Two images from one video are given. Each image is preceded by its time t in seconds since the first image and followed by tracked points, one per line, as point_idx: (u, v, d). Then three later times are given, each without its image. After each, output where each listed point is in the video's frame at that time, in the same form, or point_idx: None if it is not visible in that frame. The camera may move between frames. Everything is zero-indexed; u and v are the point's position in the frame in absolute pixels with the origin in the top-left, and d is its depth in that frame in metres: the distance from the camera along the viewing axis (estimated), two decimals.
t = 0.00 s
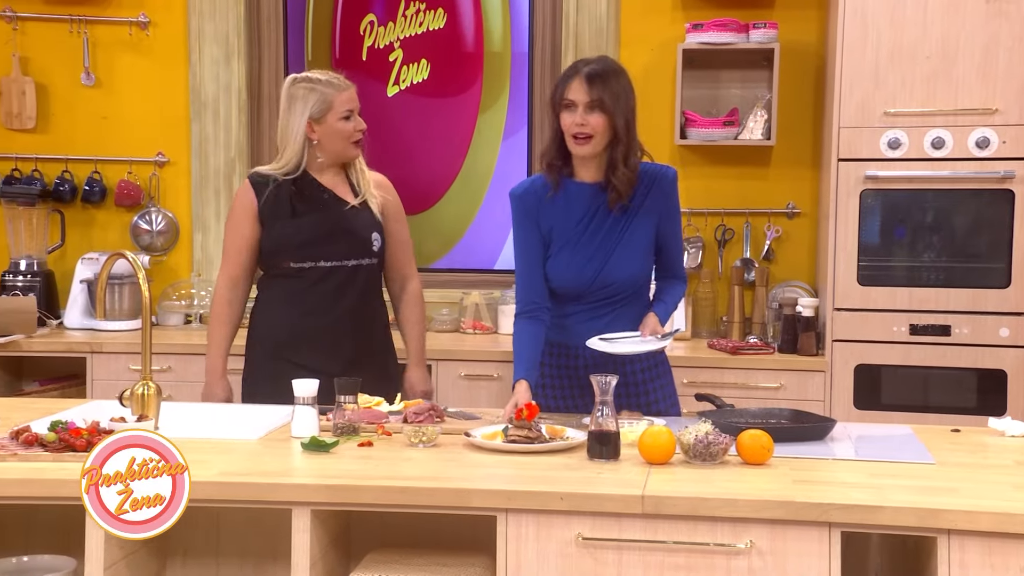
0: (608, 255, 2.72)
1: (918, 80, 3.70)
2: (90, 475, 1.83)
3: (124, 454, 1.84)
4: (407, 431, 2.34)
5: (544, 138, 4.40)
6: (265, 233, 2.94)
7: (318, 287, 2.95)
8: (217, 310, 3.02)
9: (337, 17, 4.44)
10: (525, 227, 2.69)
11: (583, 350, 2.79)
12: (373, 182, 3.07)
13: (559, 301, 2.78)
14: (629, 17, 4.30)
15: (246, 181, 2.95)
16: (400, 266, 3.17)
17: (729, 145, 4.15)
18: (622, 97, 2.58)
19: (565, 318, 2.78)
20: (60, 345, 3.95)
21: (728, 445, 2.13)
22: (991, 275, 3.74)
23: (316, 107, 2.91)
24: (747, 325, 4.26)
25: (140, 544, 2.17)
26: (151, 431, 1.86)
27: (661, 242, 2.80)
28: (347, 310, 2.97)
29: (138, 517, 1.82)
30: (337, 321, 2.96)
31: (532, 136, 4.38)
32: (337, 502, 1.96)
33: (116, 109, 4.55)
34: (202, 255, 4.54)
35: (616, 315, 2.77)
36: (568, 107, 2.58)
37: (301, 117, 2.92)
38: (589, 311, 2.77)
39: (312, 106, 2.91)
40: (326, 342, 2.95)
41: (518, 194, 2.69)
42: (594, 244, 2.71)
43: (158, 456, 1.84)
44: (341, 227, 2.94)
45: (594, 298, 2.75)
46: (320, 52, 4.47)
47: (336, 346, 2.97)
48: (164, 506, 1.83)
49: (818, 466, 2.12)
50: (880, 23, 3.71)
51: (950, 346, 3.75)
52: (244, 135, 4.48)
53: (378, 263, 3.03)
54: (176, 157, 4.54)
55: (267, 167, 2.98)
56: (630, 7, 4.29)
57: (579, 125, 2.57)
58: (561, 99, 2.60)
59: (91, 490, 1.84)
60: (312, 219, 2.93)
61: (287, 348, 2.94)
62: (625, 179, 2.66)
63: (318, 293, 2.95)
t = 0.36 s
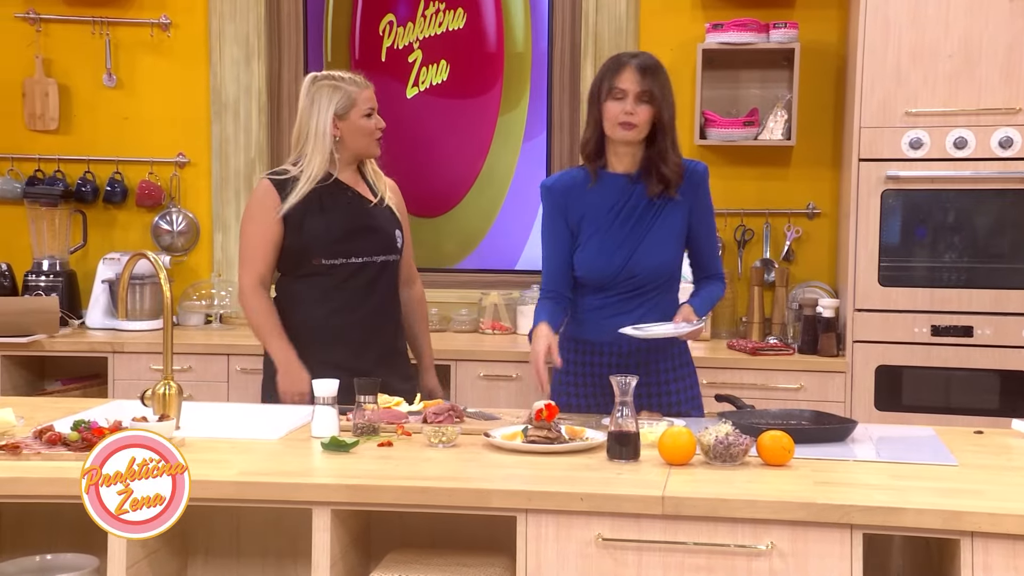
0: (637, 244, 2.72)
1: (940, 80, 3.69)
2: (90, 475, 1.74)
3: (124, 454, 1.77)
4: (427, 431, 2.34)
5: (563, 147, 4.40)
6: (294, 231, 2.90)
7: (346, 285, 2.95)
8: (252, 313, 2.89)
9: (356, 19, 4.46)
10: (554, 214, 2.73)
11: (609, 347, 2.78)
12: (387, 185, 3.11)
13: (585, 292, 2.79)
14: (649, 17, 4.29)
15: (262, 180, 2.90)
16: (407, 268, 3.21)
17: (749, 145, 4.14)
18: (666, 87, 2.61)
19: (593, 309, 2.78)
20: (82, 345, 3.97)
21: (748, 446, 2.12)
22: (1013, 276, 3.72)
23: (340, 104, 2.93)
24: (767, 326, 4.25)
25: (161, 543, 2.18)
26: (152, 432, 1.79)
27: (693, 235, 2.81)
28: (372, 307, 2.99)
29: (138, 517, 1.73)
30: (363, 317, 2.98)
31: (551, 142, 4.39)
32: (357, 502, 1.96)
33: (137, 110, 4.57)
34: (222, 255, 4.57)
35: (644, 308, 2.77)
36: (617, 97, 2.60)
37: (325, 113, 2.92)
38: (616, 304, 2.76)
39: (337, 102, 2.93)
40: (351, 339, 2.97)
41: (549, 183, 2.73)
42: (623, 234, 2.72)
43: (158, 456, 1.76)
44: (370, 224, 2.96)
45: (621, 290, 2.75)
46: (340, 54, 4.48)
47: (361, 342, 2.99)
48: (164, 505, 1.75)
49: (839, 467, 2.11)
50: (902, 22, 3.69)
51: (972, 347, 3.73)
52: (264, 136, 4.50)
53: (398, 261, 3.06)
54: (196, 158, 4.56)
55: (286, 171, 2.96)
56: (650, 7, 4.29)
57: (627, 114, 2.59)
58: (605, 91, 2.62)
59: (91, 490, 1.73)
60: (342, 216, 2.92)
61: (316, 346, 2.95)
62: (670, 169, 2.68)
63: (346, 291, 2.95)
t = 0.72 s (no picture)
0: (654, 234, 2.77)
1: (957, 80, 3.67)
2: (90, 475, 1.77)
3: (124, 454, 1.79)
4: (441, 431, 2.34)
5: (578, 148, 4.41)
6: (307, 231, 2.91)
7: (360, 284, 2.96)
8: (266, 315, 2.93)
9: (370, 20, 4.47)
10: (570, 208, 2.87)
11: (627, 345, 2.79)
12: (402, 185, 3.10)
13: (606, 286, 2.84)
14: (664, 17, 4.29)
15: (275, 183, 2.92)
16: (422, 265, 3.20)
17: (764, 145, 4.13)
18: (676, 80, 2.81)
19: (612, 302, 2.82)
20: (99, 345, 3.99)
21: (764, 447, 2.12)
22: None
23: (335, 104, 2.90)
24: (782, 327, 4.23)
25: (177, 542, 2.18)
26: (152, 432, 1.81)
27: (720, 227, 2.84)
28: (386, 306, 2.99)
29: (139, 517, 1.76)
30: (377, 317, 2.98)
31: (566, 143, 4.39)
32: (372, 502, 1.97)
33: (154, 111, 4.59)
34: (237, 255, 4.58)
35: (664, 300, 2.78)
36: (634, 87, 2.75)
37: (321, 113, 2.91)
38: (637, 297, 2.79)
39: (332, 102, 2.90)
40: (365, 340, 2.97)
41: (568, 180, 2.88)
42: (640, 224, 2.78)
43: (159, 456, 1.78)
44: (380, 223, 2.96)
45: (642, 280, 2.79)
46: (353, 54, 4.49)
47: (374, 342, 2.98)
48: (165, 505, 1.77)
49: (855, 468, 2.10)
50: (918, 21, 3.68)
51: (989, 348, 3.71)
52: (279, 136, 4.51)
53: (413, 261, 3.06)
54: (212, 158, 4.58)
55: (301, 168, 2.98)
56: (665, 7, 4.28)
57: (647, 100, 2.73)
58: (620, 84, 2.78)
59: (91, 490, 1.76)
60: (353, 216, 2.93)
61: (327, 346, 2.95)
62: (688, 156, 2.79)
63: (360, 290, 2.96)
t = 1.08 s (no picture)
0: (663, 233, 2.77)
1: (967, 80, 3.66)
2: (90, 475, 1.78)
3: (124, 454, 1.81)
4: (450, 432, 2.34)
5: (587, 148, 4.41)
6: (306, 231, 2.97)
7: (356, 285, 2.97)
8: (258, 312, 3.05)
9: (378, 21, 4.47)
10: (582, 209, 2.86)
11: (633, 345, 2.81)
12: (414, 185, 3.07)
13: (616, 285, 2.85)
14: (673, 17, 4.29)
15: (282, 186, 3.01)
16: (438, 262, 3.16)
17: (773, 145, 4.13)
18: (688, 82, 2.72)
19: (620, 300, 2.83)
20: (108, 345, 4.00)
21: (773, 448, 2.11)
22: None
23: (331, 100, 2.93)
24: (791, 327, 4.22)
25: (187, 542, 2.19)
26: (154, 432, 1.82)
27: (730, 227, 2.83)
28: (383, 307, 2.98)
29: (139, 517, 1.77)
30: (373, 318, 2.98)
31: (575, 144, 4.40)
32: (380, 502, 1.97)
33: (163, 111, 4.60)
34: (246, 256, 4.59)
35: (672, 298, 2.79)
36: (637, 103, 2.70)
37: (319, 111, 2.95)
38: (644, 296, 2.80)
39: (329, 99, 2.94)
40: (362, 340, 2.97)
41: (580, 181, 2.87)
42: (649, 223, 2.78)
43: (161, 455, 1.79)
44: (377, 225, 2.95)
45: (650, 278, 2.79)
46: (361, 55, 4.50)
47: (372, 342, 2.98)
48: (166, 505, 1.79)
49: (865, 469, 2.10)
50: (928, 21, 3.67)
51: (999, 349, 3.70)
52: (288, 136, 4.52)
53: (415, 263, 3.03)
54: (221, 159, 4.59)
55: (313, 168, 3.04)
56: (674, 7, 4.28)
57: (650, 119, 2.69)
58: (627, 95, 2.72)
59: (91, 490, 1.78)
60: (348, 217, 2.95)
61: (319, 346, 2.97)
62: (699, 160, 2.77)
63: (355, 289, 2.97)
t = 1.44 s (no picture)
0: (681, 242, 2.72)
1: (974, 83, 3.66)
2: (90, 475, 1.76)
3: (124, 454, 1.79)
4: (457, 434, 2.34)
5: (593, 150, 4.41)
6: (304, 233, 3.00)
7: (346, 286, 2.98)
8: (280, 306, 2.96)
9: (384, 24, 4.48)
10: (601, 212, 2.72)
11: (635, 348, 2.79)
12: (415, 183, 3.01)
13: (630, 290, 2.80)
14: (679, 20, 4.29)
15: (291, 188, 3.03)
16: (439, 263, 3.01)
17: (780, 148, 4.13)
18: (696, 91, 2.61)
19: (633, 306, 2.80)
20: (115, 348, 4.00)
21: (780, 451, 2.11)
22: None
23: (345, 109, 2.90)
24: (797, 331, 4.21)
25: (193, 545, 2.19)
26: (152, 431, 1.81)
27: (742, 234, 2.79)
28: (376, 309, 2.98)
29: (138, 517, 1.75)
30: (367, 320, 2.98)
31: (580, 147, 4.40)
32: (387, 505, 1.97)
33: (170, 114, 4.61)
34: (253, 259, 4.59)
35: (685, 305, 2.77)
36: (642, 110, 2.63)
37: (335, 119, 2.93)
38: (654, 303, 2.77)
39: (343, 108, 2.91)
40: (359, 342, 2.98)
41: (597, 185, 2.74)
42: (666, 232, 2.72)
43: (158, 456, 1.78)
44: (366, 226, 2.95)
45: (663, 287, 2.76)
46: (367, 58, 4.50)
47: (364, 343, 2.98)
48: (164, 505, 1.77)
49: (872, 473, 2.10)
50: (935, 24, 3.67)
51: (1006, 352, 3.70)
52: (294, 139, 4.53)
53: (407, 265, 2.99)
54: (228, 162, 4.59)
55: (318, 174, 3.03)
56: (680, 10, 4.28)
57: (652, 128, 2.62)
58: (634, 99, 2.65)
59: (91, 490, 1.75)
60: (340, 219, 2.96)
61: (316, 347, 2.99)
62: (709, 172, 2.69)
63: (344, 291, 2.98)
